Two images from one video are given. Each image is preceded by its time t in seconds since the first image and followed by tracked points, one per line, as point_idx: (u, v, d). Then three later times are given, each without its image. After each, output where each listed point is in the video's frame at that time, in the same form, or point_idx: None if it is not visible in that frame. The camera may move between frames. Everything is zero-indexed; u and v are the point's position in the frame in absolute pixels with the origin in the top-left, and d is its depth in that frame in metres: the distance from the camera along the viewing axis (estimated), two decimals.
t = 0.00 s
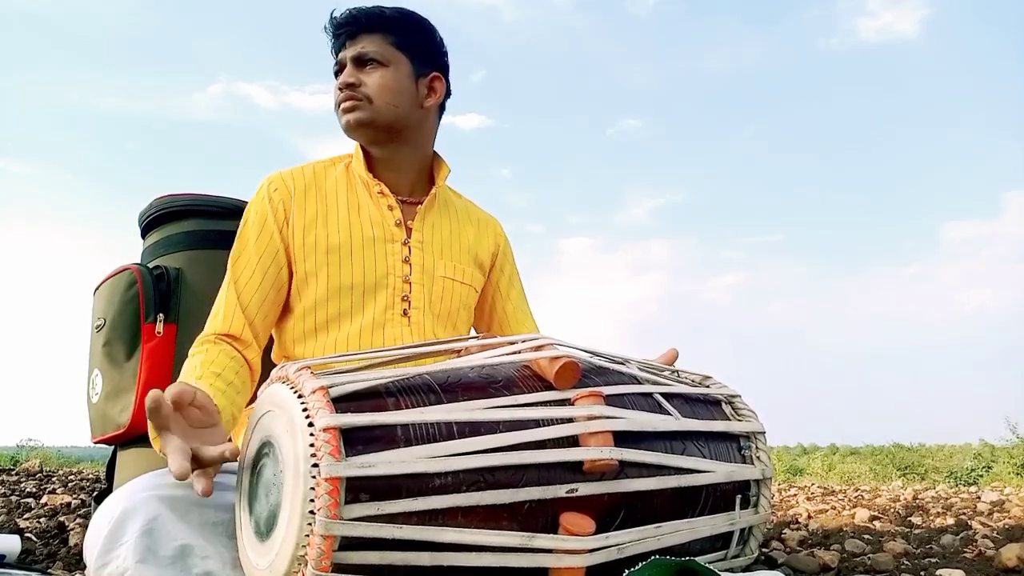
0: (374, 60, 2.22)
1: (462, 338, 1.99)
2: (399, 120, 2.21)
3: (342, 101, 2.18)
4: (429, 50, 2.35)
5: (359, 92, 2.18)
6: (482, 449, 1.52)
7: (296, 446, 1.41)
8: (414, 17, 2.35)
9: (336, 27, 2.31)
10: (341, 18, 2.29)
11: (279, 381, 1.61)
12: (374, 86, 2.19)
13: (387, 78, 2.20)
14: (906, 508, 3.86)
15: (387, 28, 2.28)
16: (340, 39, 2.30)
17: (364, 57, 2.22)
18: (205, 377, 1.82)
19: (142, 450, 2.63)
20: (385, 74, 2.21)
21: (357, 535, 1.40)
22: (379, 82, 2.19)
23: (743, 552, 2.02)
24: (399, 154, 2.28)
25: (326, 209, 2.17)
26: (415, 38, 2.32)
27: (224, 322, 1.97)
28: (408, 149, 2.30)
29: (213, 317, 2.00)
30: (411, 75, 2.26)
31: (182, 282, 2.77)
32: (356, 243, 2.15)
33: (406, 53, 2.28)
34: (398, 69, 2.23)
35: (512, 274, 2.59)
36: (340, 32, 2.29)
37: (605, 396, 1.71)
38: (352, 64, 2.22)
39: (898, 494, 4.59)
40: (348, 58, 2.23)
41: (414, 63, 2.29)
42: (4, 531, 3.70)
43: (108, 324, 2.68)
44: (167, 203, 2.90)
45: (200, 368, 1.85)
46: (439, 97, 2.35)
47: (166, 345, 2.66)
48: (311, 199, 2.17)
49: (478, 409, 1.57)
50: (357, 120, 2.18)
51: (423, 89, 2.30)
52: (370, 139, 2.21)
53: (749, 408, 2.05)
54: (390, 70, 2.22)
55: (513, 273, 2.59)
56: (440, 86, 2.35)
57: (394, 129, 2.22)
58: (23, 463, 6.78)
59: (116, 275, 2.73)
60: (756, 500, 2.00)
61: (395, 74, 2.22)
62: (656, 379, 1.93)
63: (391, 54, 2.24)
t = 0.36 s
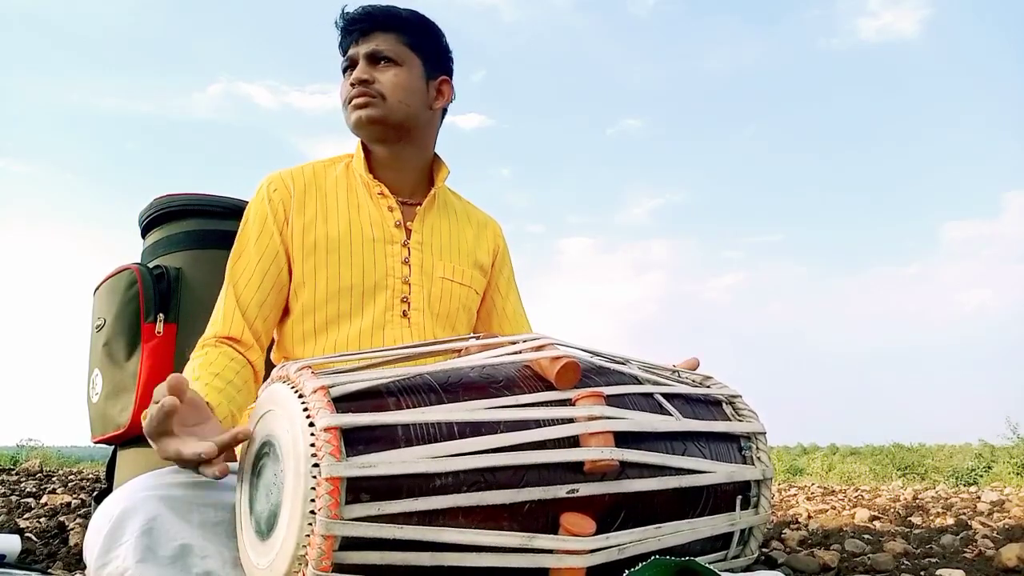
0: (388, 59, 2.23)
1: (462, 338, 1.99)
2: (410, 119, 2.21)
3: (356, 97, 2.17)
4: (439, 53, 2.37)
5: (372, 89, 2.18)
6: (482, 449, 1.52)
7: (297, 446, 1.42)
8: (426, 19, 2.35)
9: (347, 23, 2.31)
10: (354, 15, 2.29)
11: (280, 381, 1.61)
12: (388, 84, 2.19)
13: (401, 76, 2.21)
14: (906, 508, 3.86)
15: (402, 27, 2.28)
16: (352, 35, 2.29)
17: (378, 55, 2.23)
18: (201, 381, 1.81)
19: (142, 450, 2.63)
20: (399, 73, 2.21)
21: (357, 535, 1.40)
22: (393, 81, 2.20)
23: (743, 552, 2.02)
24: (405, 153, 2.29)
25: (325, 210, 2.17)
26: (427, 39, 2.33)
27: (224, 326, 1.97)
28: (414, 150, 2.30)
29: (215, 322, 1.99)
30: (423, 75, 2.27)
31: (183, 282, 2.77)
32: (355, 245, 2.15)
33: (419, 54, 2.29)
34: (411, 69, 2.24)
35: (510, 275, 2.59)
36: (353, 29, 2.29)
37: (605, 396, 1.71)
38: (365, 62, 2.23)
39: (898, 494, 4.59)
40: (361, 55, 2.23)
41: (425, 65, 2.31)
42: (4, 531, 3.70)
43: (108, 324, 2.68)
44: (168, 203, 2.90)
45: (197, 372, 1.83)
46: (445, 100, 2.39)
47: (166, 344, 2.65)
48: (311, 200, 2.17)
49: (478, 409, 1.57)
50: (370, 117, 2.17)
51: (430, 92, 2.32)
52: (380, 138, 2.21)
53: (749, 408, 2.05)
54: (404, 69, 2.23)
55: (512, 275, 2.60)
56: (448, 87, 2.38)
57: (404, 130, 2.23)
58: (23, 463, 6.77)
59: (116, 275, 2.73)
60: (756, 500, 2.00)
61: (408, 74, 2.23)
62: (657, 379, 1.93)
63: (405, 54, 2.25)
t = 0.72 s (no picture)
0: (393, 70, 2.22)
1: (463, 338, 1.99)
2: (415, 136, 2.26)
3: (363, 116, 2.20)
4: (439, 54, 2.36)
5: (379, 107, 2.20)
6: (481, 449, 1.52)
7: (296, 446, 1.42)
8: (423, 21, 2.32)
9: (346, 27, 2.26)
10: (352, 22, 2.25)
11: (279, 381, 1.61)
12: (395, 102, 2.21)
13: (408, 91, 2.22)
14: (906, 508, 3.86)
15: (404, 31, 2.27)
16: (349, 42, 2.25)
17: (383, 65, 2.21)
18: (207, 372, 1.80)
19: (142, 450, 2.63)
20: (404, 87, 2.22)
21: (357, 535, 1.40)
22: (400, 98, 2.22)
23: (743, 552, 2.02)
24: (411, 164, 2.33)
25: (330, 203, 2.17)
26: (427, 45, 2.32)
27: (225, 309, 1.96)
28: (418, 155, 2.34)
29: (214, 302, 1.99)
30: (427, 85, 2.28)
31: (183, 282, 2.77)
32: (358, 241, 2.15)
33: (422, 60, 2.28)
34: (416, 80, 2.25)
35: (512, 274, 2.59)
36: (351, 35, 2.25)
37: (605, 396, 1.71)
38: (369, 72, 2.22)
39: (898, 494, 4.59)
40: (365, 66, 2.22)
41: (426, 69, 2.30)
42: (4, 531, 3.70)
43: (108, 324, 2.68)
44: (167, 203, 2.90)
45: (201, 359, 1.83)
46: (447, 101, 2.42)
47: (166, 344, 2.65)
48: (316, 192, 2.17)
49: (478, 409, 1.57)
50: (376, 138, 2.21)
51: (433, 99, 2.34)
52: (387, 151, 2.26)
53: (749, 408, 2.05)
54: (409, 83, 2.24)
55: (513, 273, 2.59)
56: (449, 88, 2.40)
57: (410, 142, 2.28)
58: (24, 463, 6.77)
59: (116, 275, 2.73)
60: (756, 500, 2.00)
61: (414, 87, 2.24)
62: (656, 379, 1.93)
63: (409, 64, 2.24)
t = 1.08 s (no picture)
0: (393, 94, 2.15)
1: (463, 338, 1.99)
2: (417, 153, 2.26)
3: (364, 141, 2.17)
4: (437, 60, 2.31)
5: (380, 133, 2.16)
6: (481, 449, 1.52)
7: (295, 446, 1.42)
8: (420, 27, 2.24)
9: (341, 43, 2.13)
10: (349, 38, 2.11)
11: (278, 382, 1.61)
12: (396, 127, 2.17)
13: (410, 115, 2.18)
14: (907, 508, 3.87)
15: (404, 45, 2.18)
16: (346, 60, 2.12)
17: (382, 90, 2.14)
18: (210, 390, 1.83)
19: (140, 450, 2.63)
20: (406, 110, 2.17)
21: (357, 535, 1.40)
22: (401, 122, 2.17)
23: (743, 551, 2.02)
24: (414, 170, 2.34)
25: (325, 214, 2.17)
26: (426, 55, 2.25)
27: (230, 337, 1.96)
28: (417, 162, 2.33)
29: (220, 331, 2.00)
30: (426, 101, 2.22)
31: (183, 282, 2.77)
32: (356, 248, 2.15)
33: (421, 73, 2.22)
34: (416, 100, 2.19)
35: (512, 269, 2.59)
36: (348, 56, 2.12)
37: (604, 395, 1.71)
38: (368, 96, 2.14)
39: (898, 494, 4.59)
40: (364, 90, 2.13)
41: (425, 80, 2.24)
42: (5, 531, 3.70)
43: (107, 325, 2.67)
44: (167, 203, 2.91)
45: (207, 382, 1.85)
46: (448, 107, 2.42)
47: (166, 345, 2.67)
48: (311, 205, 2.17)
49: (477, 409, 1.57)
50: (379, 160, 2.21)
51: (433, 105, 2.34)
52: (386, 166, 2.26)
53: (747, 406, 2.05)
54: (410, 104, 2.18)
55: (513, 268, 2.60)
56: (449, 95, 2.39)
57: (409, 157, 2.27)
58: (24, 463, 6.76)
59: (116, 275, 2.73)
60: (756, 499, 2.00)
61: (415, 109, 2.19)
62: (655, 378, 1.93)
63: (410, 85, 2.17)
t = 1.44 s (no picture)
0: (389, 92, 2.15)
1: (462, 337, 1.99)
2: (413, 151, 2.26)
3: (361, 140, 2.17)
4: (434, 59, 2.31)
5: (377, 131, 2.16)
6: (482, 449, 1.52)
7: (297, 445, 1.42)
8: (417, 25, 2.24)
9: (337, 39, 2.12)
10: (347, 35, 2.11)
11: (280, 381, 1.61)
12: (393, 125, 2.17)
13: (406, 113, 2.18)
14: (906, 508, 3.86)
15: (403, 44, 2.18)
16: (343, 56, 2.12)
17: (379, 88, 2.14)
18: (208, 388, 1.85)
19: (140, 451, 2.63)
20: (403, 109, 2.17)
21: (357, 535, 1.40)
22: (398, 119, 2.17)
23: (743, 552, 2.02)
24: (410, 168, 2.34)
25: (321, 212, 2.17)
26: (423, 53, 2.25)
27: (222, 334, 1.99)
28: (414, 161, 2.33)
29: (214, 329, 2.02)
30: (423, 99, 2.23)
31: (183, 282, 2.77)
32: (352, 247, 2.15)
33: (417, 72, 2.22)
34: (413, 99, 2.19)
35: (511, 271, 2.59)
36: (343, 52, 2.12)
37: (605, 396, 1.71)
38: (364, 94, 2.14)
39: (898, 494, 4.58)
40: (361, 88, 2.13)
41: (423, 79, 2.25)
42: (3, 531, 3.70)
43: (107, 324, 2.68)
44: (167, 203, 2.91)
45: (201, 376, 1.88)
46: (444, 105, 2.42)
47: (165, 345, 2.66)
48: (306, 203, 2.17)
49: (478, 409, 1.57)
50: (376, 159, 2.21)
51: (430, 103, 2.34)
52: (383, 165, 2.26)
53: (749, 408, 2.05)
54: (407, 102, 2.18)
55: (513, 270, 2.60)
56: (445, 92, 2.39)
57: (406, 156, 2.27)
58: (23, 463, 6.76)
59: (116, 275, 2.73)
60: (757, 501, 2.00)
61: (411, 107, 2.19)
62: (657, 379, 1.93)
63: (407, 82, 2.17)
